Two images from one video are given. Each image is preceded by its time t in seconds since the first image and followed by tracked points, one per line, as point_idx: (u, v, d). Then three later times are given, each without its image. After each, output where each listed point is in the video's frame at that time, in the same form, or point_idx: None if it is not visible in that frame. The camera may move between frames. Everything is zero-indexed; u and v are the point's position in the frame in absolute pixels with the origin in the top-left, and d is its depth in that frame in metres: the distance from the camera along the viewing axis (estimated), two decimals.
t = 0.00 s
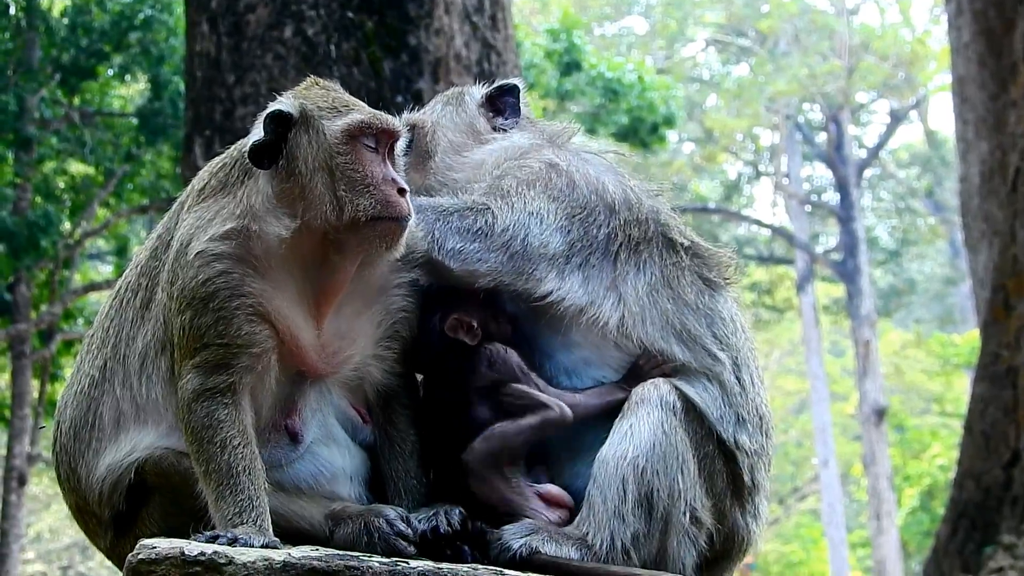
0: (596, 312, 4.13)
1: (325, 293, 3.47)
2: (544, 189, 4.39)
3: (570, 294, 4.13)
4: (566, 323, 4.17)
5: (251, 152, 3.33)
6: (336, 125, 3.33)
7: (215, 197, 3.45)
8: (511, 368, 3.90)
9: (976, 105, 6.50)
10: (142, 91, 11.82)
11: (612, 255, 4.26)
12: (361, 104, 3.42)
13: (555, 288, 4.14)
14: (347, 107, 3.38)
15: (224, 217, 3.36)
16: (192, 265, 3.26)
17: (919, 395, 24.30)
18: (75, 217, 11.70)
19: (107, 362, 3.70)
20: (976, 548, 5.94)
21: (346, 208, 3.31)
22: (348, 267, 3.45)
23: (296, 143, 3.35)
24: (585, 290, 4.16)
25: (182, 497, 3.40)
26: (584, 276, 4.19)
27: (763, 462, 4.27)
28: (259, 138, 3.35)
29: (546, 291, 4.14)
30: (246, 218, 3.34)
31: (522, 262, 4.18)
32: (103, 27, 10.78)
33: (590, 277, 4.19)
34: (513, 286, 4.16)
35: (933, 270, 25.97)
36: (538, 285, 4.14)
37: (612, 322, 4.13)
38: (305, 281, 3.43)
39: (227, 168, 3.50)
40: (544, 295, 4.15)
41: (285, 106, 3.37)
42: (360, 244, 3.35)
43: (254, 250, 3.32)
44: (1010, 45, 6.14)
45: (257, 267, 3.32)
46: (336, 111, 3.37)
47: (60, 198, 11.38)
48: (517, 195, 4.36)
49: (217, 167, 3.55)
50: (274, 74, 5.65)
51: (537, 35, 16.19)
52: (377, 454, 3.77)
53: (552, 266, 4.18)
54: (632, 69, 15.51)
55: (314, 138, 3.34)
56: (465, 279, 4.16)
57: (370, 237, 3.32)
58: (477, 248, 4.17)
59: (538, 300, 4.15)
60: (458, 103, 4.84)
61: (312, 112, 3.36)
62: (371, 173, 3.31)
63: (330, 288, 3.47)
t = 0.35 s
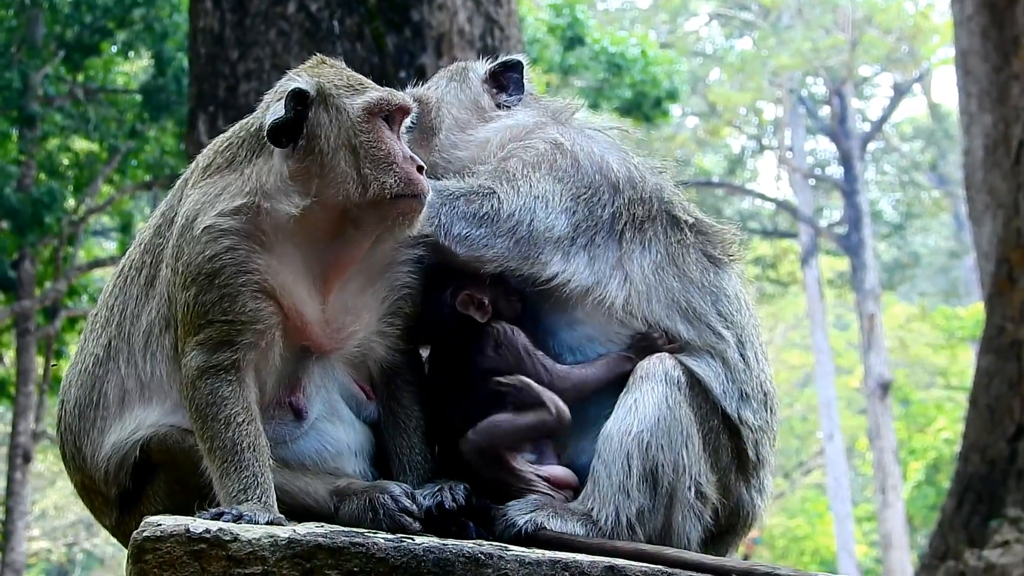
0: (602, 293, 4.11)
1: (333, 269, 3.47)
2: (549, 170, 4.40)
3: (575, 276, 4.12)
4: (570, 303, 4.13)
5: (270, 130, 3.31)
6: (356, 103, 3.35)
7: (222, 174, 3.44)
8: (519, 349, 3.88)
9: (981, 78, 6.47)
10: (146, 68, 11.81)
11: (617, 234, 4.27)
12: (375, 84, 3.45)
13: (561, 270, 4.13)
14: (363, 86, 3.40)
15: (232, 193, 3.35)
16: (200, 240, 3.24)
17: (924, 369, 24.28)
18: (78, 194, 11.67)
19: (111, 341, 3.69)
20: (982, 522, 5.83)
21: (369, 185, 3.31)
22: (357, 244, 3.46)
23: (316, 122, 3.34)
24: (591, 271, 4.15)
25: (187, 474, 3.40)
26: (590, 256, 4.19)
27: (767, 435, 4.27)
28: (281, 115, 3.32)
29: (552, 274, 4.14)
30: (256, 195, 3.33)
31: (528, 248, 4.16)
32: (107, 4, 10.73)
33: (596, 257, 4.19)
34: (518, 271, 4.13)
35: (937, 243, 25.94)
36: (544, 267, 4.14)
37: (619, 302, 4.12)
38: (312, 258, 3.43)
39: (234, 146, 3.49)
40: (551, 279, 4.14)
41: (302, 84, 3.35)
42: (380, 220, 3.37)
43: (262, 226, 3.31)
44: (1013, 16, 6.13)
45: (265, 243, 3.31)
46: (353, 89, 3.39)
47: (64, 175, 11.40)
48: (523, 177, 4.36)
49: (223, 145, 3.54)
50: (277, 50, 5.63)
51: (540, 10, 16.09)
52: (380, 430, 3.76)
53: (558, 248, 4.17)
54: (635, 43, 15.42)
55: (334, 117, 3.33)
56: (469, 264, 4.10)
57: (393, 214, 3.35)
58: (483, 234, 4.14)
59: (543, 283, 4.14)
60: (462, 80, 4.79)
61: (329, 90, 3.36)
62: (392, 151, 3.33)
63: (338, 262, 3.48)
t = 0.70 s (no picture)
0: (605, 289, 4.09)
1: (340, 264, 3.49)
2: (550, 167, 4.39)
3: (578, 272, 4.11)
4: (571, 299, 4.12)
5: (283, 126, 3.32)
6: (369, 97, 3.42)
7: (227, 168, 3.44)
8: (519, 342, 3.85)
9: (985, 72, 6.46)
10: (150, 63, 11.82)
11: (619, 229, 4.25)
12: (385, 80, 3.52)
13: (564, 267, 4.12)
14: (373, 81, 3.48)
15: (239, 186, 3.34)
16: (207, 233, 3.24)
17: (930, 363, 24.25)
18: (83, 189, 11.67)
19: (115, 337, 3.69)
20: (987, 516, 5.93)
21: (385, 180, 3.38)
22: (365, 238, 3.49)
23: (328, 117, 3.38)
24: (594, 266, 4.14)
25: (192, 469, 3.41)
26: (592, 252, 4.17)
27: (770, 428, 4.26)
28: (293, 110, 3.33)
29: (554, 272, 4.12)
30: (264, 189, 3.32)
31: (530, 245, 4.15)
32: None
33: (598, 253, 4.17)
34: (522, 270, 4.13)
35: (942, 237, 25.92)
36: (546, 265, 4.13)
37: (622, 297, 4.09)
38: (319, 253, 3.44)
39: (240, 141, 3.49)
40: (552, 276, 4.12)
41: (313, 80, 3.38)
42: (394, 214, 3.43)
43: (270, 220, 3.31)
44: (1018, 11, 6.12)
45: (271, 236, 3.31)
46: (365, 84, 3.45)
47: (68, 170, 11.40)
48: (524, 174, 4.35)
49: (228, 140, 3.54)
50: (281, 45, 5.63)
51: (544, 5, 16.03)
52: (385, 426, 3.77)
53: (559, 245, 4.16)
54: (640, 38, 15.39)
55: (347, 111, 3.39)
56: (474, 262, 4.12)
57: (406, 207, 3.41)
58: (485, 233, 4.14)
59: (545, 281, 4.13)
60: (463, 73, 4.76)
61: (341, 86, 3.41)
62: (405, 146, 3.42)
63: (345, 256, 3.50)
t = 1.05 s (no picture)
0: (612, 287, 4.10)
1: (347, 264, 3.49)
2: (556, 166, 4.38)
3: (585, 272, 4.11)
4: (579, 299, 4.11)
5: (290, 126, 3.32)
6: (376, 96, 3.42)
7: (234, 166, 3.44)
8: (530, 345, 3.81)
9: (989, 70, 6.42)
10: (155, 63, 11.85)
11: (625, 228, 4.25)
12: (391, 79, 3.52)
13: (570, 266, 4.11)
14: (380, 80, 3.47)
15: (245, 184, 3.34)
16: (213, 232, 3.23)
17: (935, 361, 24.21)
18: (88, 190, 11.68)
19: (121, 336, 3.69)
20: (993, 513, 5.91)
21: (393, 178, 3.38)
22: (372, 237, 3.49)
23: (336, 116, 3.39)
24: (600, 266, 4.14)
25: (197, 469, 3.41)
26: (599, 252, 4.17)
27: (776, 424, 4.27)
28: (301, 110, 3.33)
29: (561, 271, 4.11)
30: (271, 187, 3.32)
31: (537, 245, 4.14)
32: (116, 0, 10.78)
33: (605, 252, 4.17)
34: (529, 269, 4.11)
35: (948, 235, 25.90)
36: (553, 264, 4.12)
37: (628, 296, 4.09)
38: (325, 252, 3.44)
39: (247, 140, 3.49)
40: (559, 275, 4.11)
41: (319, 81, 3.39)
42: (402, 213, 3.43)
43: (277, 218, 3.31)
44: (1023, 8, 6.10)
45: (278, 235, 3.31)
46: (371, 83, 3.45)
47: (73, 171, 11.41)
48: (531, 173, 4.33)
49: (234, 139, 3.54)
50: (286, 45, 5.63)
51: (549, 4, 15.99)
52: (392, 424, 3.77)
53: (566, 245, 4.15)
54: (644, 37, 15.39)
55: (354, 110, 3.39)
56: (481, 262, 4.09)
57: (415, 205, 3.40)
58: (492, 232, 4.12)
59: (552, 281, 4.12)
60: (467, 73, 4.74)
61: (348, 85, 3.42)
62: (413, 144, 3.42)
63: (353, 254, 3.50)
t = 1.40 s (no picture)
0: (615, 285, 4.09)
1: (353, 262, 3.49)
2: (559, 164, 4.36)
3: (589, 270, 4.09)
4: (583, 298, 4.10)
5: (298, 126, 3.32)
6: (383, 94, 3.41)
7: (238, 164, 3.44)
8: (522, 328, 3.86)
9: (993, 67, 6.41)
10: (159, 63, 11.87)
11: (627, 226, 4.24)
12: (398, 78, 3.52)
13: (574, 265, 4.10)
14: (386, 78, 3.47)
15: (250, 182, 3.34)
16: (218, 230, 3.23)
17: (940, 359, 24.18)
18: (92, 190, 11.68)
19: (125, 334, 3.69)
20: (998, 511, 5.90)
21: (401, 176, 3.37)
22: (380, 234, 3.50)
23: (342, 114, 3.38)
24: (604, 263, 4.13)
25: (201, 467, 3.42)
26: (602, 249, 4.16)
27: (780, 420, 4.27)
28: (305, 111, 3.32)
29: (565, 270, 4.10)
30: (277, 185, 3.33)
31: (542, 245, 4.12)
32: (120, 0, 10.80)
33: (608, 250, 4.16)
34: (534, 268, 4.10)
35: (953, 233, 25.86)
36: (557, 263, 4.10)
37: (632, 294, 4.09)
38: (331, 250, 3.44)
39: (252, 138, 3.49)
40: (563, 274, 4.09)
41: (325, 79, 3.38)
42: (409, 211, 3.43)
43: (282, 216, 3.32)
44: None
45: (283, 233, 3.31)
46: (378, 82, 3.45)
47: (78, 171, 11.42)
48: (534, 172, 4.31)
49: (239, 137, 3.54)
50: (291, 44, 5.63)
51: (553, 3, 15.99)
52: (396, 422, 3.75)
53: (570, 243, 4.14)
54: (648, 35, 15.38)
55: (361, 109, 3.38)
56: (485, 262, 4.06)
57: (423, 202, 3.39)
58: (497, 233, 4.10)
59: (555, 279, 4.10)
60: (469, 71, 4.71)
61: (354, 84, 3.40)
62: (421, 142, 3.41)
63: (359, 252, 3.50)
